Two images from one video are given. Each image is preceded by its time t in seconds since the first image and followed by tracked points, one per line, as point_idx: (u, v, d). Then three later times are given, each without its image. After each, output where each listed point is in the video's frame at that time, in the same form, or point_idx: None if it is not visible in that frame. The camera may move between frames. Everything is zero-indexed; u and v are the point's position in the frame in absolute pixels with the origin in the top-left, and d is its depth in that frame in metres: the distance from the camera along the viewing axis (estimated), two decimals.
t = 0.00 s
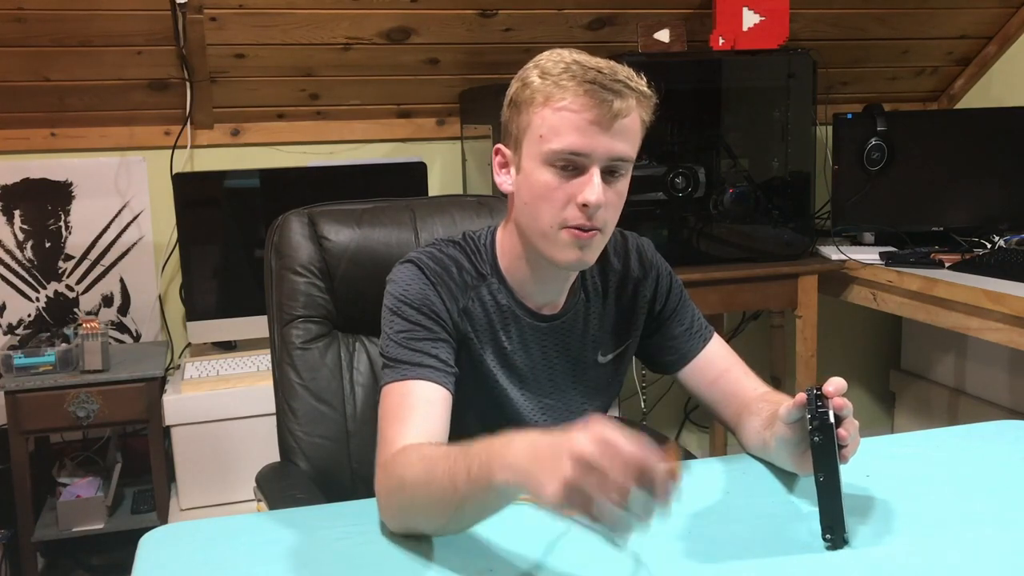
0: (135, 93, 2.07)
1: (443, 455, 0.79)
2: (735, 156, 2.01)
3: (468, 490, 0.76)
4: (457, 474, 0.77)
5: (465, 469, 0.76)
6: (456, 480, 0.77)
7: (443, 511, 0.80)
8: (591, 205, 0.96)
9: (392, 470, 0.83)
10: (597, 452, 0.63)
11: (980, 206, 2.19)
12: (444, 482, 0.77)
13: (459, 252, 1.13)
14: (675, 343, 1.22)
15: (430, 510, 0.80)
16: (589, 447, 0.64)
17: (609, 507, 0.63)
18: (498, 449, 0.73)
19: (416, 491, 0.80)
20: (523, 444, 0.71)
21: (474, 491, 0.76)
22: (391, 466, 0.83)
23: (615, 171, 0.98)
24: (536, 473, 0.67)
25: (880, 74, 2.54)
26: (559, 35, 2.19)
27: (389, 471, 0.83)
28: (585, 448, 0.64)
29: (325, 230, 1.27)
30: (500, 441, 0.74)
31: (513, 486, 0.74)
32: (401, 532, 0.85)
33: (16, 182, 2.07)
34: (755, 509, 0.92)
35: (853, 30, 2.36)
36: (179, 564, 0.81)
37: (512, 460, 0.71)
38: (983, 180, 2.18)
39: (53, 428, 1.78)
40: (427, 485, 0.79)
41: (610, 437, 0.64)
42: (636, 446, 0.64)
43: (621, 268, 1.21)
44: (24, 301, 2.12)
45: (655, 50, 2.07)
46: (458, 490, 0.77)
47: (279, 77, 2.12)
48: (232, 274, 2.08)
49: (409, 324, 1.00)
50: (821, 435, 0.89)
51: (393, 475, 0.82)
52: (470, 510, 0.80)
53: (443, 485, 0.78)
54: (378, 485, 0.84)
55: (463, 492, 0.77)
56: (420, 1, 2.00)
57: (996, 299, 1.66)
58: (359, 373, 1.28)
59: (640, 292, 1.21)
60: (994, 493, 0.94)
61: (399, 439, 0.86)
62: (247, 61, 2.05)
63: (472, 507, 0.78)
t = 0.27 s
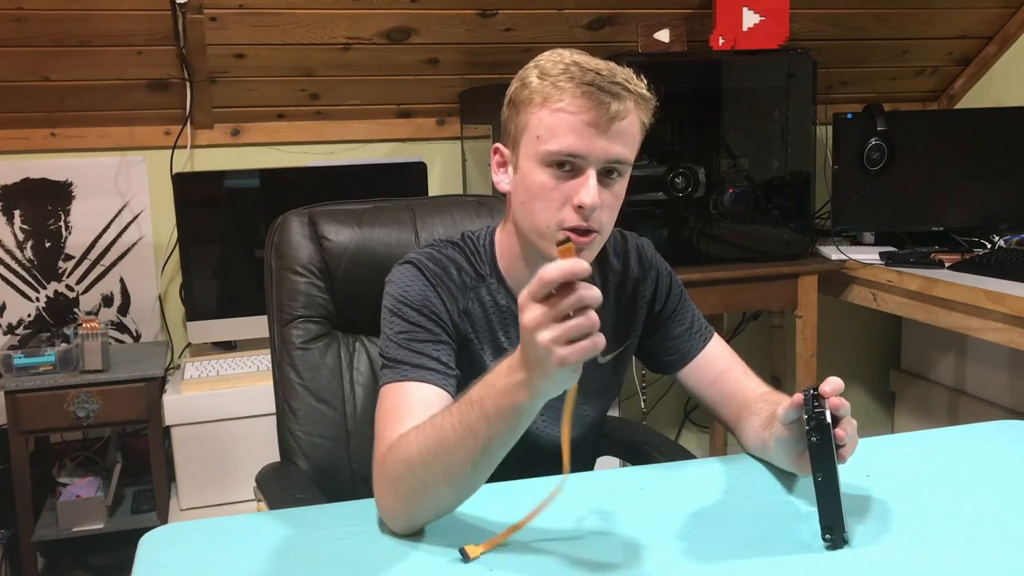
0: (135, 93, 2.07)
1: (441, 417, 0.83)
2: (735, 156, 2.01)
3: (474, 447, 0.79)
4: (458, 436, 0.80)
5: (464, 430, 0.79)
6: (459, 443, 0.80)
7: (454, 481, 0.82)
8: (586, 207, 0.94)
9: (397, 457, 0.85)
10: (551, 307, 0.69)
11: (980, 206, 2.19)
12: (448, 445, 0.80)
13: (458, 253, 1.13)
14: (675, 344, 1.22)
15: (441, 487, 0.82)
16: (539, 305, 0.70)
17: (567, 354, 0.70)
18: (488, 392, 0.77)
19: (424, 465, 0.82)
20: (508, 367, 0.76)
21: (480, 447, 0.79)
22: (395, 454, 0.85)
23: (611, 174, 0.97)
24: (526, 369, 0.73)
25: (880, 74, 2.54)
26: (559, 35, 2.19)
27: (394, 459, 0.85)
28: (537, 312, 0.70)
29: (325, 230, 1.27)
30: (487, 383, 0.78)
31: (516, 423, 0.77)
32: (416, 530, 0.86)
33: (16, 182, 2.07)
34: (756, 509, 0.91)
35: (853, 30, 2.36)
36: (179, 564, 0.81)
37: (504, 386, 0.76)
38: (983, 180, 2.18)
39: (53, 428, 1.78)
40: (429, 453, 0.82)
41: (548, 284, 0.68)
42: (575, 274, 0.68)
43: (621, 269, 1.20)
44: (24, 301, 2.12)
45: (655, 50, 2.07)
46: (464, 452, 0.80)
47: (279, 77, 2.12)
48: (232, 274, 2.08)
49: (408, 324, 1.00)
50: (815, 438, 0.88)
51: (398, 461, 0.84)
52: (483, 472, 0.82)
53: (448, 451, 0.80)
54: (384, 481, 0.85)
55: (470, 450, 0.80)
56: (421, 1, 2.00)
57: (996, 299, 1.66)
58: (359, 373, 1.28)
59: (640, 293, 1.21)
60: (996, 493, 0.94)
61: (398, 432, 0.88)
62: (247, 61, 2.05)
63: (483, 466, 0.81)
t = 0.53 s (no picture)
0: (135, 93, 2.07)
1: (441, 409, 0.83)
2: (735, 156, 2.01)
3: (473, 437, 0.79)
4: (457, 426, 0.80)
5: (462, 419, 0.79)
6: (458, 433, 0.80)
7: (454, 474, 0.82)
8: (578, 203, 0.92)
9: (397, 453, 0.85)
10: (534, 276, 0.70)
11: (980, 206, 2.19)
12: (446, 436, 0.80)
13: (458, 253, 1.13)
14: (675, 344, 1.22)
15: (442, 481, 0.82)
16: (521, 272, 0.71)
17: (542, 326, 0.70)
18: (485, 379, 0.78)
19: (425, 459, 0.82)
20: (506, 351, 0.77)
21: (480, 436, 0.79)
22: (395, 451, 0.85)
23: (603, 168, 0.97)
24: (517, 349, 0.74)
25: (880, 74, 2.54)
26: (559, 35, 2.19)
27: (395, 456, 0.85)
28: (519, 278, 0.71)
29: (325, 230, 1.27)
30: (484, 369, 0.79)
31: (515, 411, 0.78)
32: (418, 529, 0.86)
33: (16, 182, 2.07)
34: (756, 509, 0.91)
35: (853, 30, 2.36)
36: (179, 564, 0.81)
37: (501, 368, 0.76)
38: (983, 180, 2.17)
39: (53, 428, 1.78)
40: (428, 446, 0.82)
41: (529, 255, 0.70)
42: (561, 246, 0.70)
43: (621, 269, 1.20)
44: (24, 301, 2.12)
45: (655, 50, 2.07)
46: (464, 443, 0.80)
47: (279, 77, 2.12)
48: (232, 274, 2.08)
49: (408, 324, 1.00)
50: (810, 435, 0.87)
51: (399, 457, 0.84)
52: (483, 463, 0.82)
53: (448, 443, 0.80)
54: (385, 479, 0.85)
55: (469, 440, 0.80)
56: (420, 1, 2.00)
57: (996, 299, 1.66)
58: (359, 373, 1.28)
59: (640, 293, 1.21)
60: (996, 493, 0.94)
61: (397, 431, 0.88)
62: (247, 61, 2.05)
63: (482, 456, 0.81)
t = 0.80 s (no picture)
0: (135, 93, 2.07)
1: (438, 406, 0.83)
2: (735, 156, 2.01)
3: (472, 433, 0.79)
4: (455, 422, 0.80)
5: (460, 415, 0.80)
6: (457, 430, 0.80)
7: (453, 471, 0.82)
8: (572, 201, 0.92)
9: (397, 453, 0.85)
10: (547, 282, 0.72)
11: (980, 206, 2.19)
12: (445, 433, 0.81)
13: (457, 253, 1.13)
14: (674, 344, 1.22)
15: (442, 479, 0.82)
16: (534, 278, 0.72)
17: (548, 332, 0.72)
18: (483, 376, 0.78)
19: (424, 457, 0.82)
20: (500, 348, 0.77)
21: (478, 432, 0.79)
22: (395, 451, 0.85)
23: (597, 166, 0.96)
24: (516, 346, 0.74)
25: (880, 74, 2.54)
26: (559, 35, 2.19)
27: (394, 456, 0.85)
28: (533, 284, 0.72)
29: (325, 230, 1.27)
30: (481, 365, 0.79)
31: (513, 405, 0.78)
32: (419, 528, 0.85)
33: (16, 182, 2.07)
34: (756, 509, 0.91)
35: (853, 30, 2.36)
36: (179, 564, 0.81)
37: (499, 363, 0.76)
38: (984, 180, 2.17)
39: (53, 428, 1.78)
40: (427, 444, 0.82)
41: (542, 263, 0.71)
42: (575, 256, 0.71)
43: (621, 269, 1.20)
44: (24, 301, 2.12)
45: (655, 50, 2.07)
46: (462, 441, 0.80)
47: (279, 77, 2.12)
48: (232, 274, 2.08)
49: (407, 325, 1.00)
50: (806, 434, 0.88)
51: (398, 457, 0.84)
52: (482, 460, 0.82)
53: (446, 440, 0.81)
54: (383, 478, 0.85)
55: (467, 436, 0.80)
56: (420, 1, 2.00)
57: (996, 299, 1.66)
58: (359, 373, 1.28)
59: (640, 293, 1.21)
60: (997, 493, 0.94)
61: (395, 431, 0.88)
62: (247, 61, 2.05)
63: (482, 453, 0.81)
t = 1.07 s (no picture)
0: (135, 93, 2.07)
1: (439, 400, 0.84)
2: (735, 156, 2.01)
3: (471, 425, 0.80)
4: (455, 414, 0.81)
5: (460, 406, 0.81)
6: (456, 422, 0.81)
7: (452, 465, 0.82)
8: (605, 208, 0.95)
9: (396, 448, 0.86)
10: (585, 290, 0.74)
11: (981, 206, 2.19)
12: (445, 425, 0.82)
13: (456, 254, 1.13)
14: (674, 343, 1.22)
15: (440, 473, 0.82)
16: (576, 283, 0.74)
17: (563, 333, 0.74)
18: (484, 367, 0.80)
19: (425, 450, 0.83)
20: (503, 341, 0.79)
21: (477, 423, 0.80)
22: (395, 446, 0.86)
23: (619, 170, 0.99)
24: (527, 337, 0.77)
25: (880, 74, 2.54)
26: (559, 35, 2.19)
27: (393, 451, 0.86)
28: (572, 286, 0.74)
29: (325, 230, 1.27)
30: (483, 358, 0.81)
31: (512, 396, 0.79)
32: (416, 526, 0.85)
33: (16, 182, 2.07)
34: (756, 510, 0.91)
35: (853, 30, 2.36)
36: (179, 564, 0.81)
37: (500, 354, 0.78)
38: (984, 180, 2.17)
39: (53, 428, 1.78)
40: (427, 438, 0.83)
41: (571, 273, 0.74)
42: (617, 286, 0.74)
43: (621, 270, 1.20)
44: (24, 301, 2.12)
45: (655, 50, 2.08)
46: (461, 433, 0.81)
47: (279, 77, 2.12)
48: (232, 274, 2.08)
49: (407, 325, 1.00)
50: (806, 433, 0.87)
51: (398, 452, 0.85)
52: (481, 455, 0.83)
53: (446, 433, 0.81)
54: (384, 473, 0.85)
55: (466, 428, 0.81)
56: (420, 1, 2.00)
57: (996, 299, 1.66)
58: (359, 373, 1.28)
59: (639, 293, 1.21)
60: (997, 494, 0.94)
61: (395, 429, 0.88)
62: (246, 61, 2.05)
63: (481, 446, 0.82)
